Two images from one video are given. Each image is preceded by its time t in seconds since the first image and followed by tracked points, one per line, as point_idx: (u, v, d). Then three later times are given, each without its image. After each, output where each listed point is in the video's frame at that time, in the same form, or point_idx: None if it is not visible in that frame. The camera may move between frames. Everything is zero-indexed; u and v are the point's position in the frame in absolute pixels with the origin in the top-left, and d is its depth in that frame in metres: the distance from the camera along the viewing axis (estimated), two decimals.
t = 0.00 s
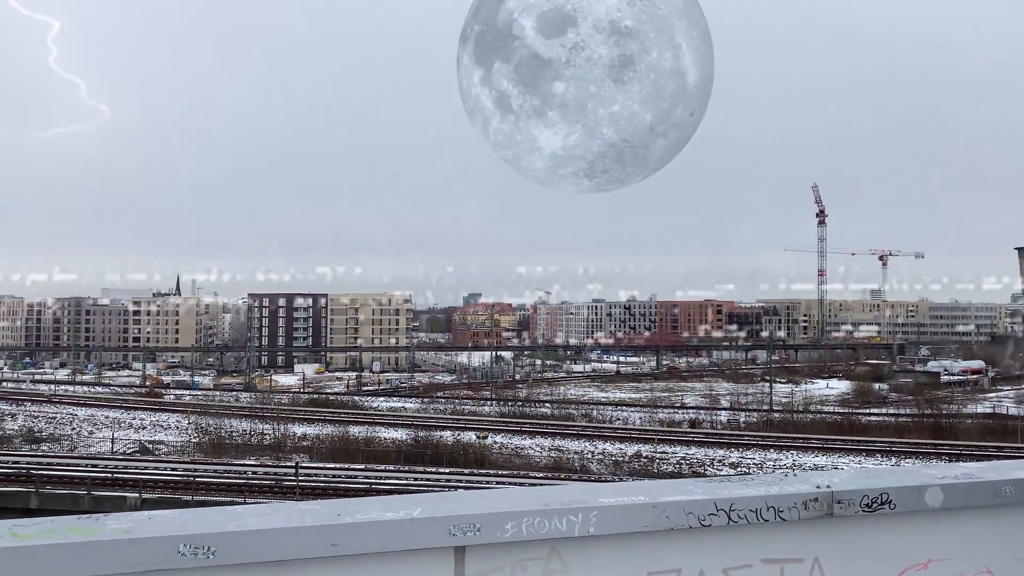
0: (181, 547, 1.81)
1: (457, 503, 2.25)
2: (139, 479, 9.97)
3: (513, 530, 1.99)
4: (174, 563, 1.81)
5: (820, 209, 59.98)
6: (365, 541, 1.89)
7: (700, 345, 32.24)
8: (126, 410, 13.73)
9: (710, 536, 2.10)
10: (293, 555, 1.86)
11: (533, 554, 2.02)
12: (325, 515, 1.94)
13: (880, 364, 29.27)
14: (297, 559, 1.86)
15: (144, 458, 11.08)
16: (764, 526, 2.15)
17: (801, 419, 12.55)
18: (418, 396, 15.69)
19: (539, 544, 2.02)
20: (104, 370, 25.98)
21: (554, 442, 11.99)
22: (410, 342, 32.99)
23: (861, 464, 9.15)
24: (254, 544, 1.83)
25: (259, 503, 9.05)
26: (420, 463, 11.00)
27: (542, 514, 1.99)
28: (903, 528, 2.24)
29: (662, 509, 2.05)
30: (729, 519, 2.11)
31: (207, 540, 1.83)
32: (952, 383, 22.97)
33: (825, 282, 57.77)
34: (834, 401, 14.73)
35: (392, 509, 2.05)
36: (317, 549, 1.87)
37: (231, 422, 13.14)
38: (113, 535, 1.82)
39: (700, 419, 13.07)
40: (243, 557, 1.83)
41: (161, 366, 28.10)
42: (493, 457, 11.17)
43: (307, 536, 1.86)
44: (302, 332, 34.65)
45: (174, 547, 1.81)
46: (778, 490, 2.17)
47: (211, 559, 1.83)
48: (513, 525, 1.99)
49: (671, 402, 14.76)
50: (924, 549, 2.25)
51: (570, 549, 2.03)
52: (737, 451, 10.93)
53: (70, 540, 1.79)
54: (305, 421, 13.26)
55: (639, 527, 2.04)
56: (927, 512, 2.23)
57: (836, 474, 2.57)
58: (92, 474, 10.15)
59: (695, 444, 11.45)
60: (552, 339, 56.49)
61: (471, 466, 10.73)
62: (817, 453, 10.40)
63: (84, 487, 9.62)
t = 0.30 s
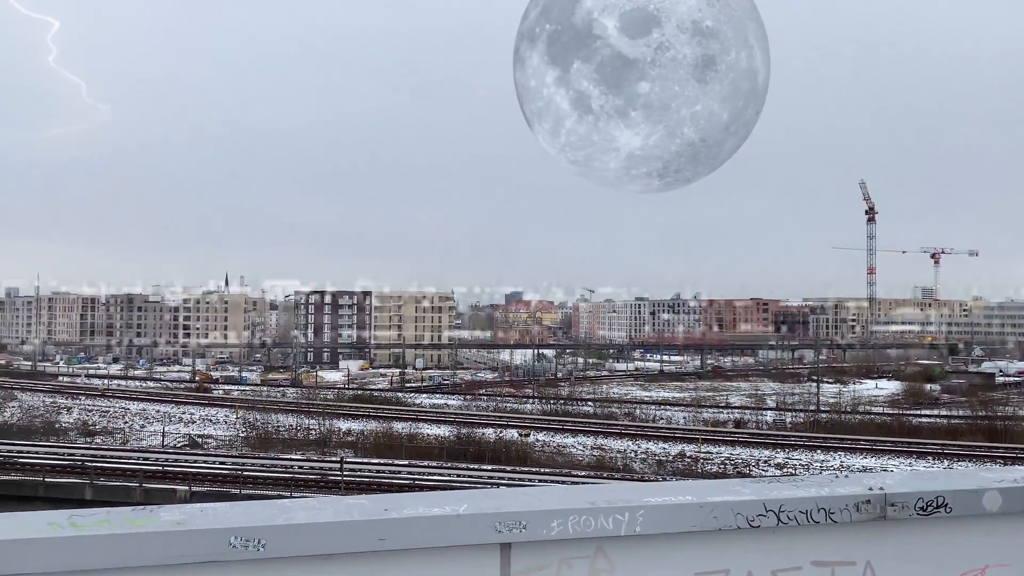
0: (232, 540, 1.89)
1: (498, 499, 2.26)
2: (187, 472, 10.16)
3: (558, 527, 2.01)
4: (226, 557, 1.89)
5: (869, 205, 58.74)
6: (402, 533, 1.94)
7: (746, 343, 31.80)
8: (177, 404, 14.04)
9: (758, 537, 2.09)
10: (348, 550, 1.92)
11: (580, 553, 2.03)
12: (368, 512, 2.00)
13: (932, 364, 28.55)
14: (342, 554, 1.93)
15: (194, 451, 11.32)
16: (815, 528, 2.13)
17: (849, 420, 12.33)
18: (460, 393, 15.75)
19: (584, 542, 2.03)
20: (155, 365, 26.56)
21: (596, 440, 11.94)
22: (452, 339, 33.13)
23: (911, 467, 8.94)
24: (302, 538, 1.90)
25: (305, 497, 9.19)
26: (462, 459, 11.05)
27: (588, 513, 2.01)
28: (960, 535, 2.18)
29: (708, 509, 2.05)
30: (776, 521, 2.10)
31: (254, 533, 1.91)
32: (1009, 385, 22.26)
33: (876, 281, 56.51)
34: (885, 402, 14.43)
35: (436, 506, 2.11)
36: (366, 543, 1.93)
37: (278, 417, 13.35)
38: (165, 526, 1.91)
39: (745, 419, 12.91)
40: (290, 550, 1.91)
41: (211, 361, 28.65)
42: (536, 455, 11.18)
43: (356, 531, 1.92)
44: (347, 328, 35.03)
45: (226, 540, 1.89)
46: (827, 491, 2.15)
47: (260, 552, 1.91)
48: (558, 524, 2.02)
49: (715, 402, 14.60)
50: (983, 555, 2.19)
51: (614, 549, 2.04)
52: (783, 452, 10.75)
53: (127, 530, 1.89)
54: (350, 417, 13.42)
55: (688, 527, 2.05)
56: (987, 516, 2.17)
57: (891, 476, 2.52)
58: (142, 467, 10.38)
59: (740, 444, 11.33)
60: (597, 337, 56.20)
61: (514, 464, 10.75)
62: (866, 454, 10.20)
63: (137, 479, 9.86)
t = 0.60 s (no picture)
0: (289, 533, 1.79)
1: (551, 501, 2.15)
2: (245, 467, 10.39)
3: (614, 528, 1.89)
4: (284, 550, 1.80)
5: (931, 201, 57.12)
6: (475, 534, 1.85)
7: (802, 343, 31.24)
8: (235, 400, 14.37)
9: (819, 546, 1.96)
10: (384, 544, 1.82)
11: (634, 554, 1.89)
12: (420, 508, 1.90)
13: (998, 367, 27.61)
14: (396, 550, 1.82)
15: (250, 446, 11.53)
16: (879, 533, 2.00)
17: (909, 423, 12.01)
18: (512, 391, 15.80)
19: (642, 544, 1.90)
20: (215, 361, 27.24)
21: (648, 441, 11.85)
22: (503, 337, 33.27)
23: (975, 472, 8.68)
24: (355, 531, 1.80)
25: (357, 493, 9.30)
26: (513, 457, 11.08)
27: (645, 512, 1.88)
28: None
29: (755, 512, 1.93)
30: (835, 525, 1.97)
31: (313, 527, 1.81)
32: None
33: (939, 280, 54.85)
34: (948, 405, 14.01)
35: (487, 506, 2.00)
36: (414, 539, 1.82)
37: (332, 413, 13.56)
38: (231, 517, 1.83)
39: (801, 421, 12.69)
40: (348, 541, 1.80)
41: (268, 358, 29.24)
42: (587, 455, 11.13)
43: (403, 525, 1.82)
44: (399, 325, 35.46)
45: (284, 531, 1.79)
46: (887, 496, 2.03)
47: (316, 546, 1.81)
48: (613, 524, 1.89)
49: (771, 403, 14.34)
50: None
51: (674, 552, 1.90)
52: (840, 455, 10.53)
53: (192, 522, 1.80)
54: (402, 413, 13.55)
55: (734, 531, 1.92)
56: None
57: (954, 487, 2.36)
58: (201, 461, 10.65)
59: (796, 446, 11.11)
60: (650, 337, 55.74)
61: (563, 463, 10.72)
62: (927, 458, 9.93)
63: (196, 473, 10.12)
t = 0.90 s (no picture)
0: (335, 529, 1.47)
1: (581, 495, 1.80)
2: (291, 464, 10.54)
3: (659, 529, 1.54)
4: (328, 546, 1.46)
5: (985, 199, 55.68)
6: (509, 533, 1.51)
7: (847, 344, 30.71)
8: (280, 398, 14.57)
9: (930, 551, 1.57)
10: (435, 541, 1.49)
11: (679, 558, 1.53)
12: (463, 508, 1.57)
13: None
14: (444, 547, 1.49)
15: (294, 444, 11.69)
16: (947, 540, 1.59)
17: (961, 427, 11.72)
18: (553, 391, 15.79)
19: (688, 544, 1.54)
20: (260, 360, 27.73)
21: (692, 443, 11.74)
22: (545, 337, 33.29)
23: None
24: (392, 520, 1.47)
25: (399, 491, 9.37)
26: (554, 458, 11.05)
27: (690, 513, 1.54)
28: None
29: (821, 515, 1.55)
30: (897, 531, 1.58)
31: (361, 521, 1.48)
32: None
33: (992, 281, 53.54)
34: (1001, 409, 13.63)
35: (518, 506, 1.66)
36: (465, 536, 1.48)
37: (374, 412, 13.67)
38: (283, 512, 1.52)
39: (848, 424, 12.45)
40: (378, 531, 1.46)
41: (312, 357, 29.67)
42: (629, 457, 11.04)
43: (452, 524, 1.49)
44: (440, 326, 35.79)
45: (322, 528, 1.47)
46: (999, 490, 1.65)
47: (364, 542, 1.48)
48: (657, 526, 1.55)
49: (817, 406, 14.08)
50: None
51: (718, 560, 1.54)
52: (889, 459, 10.33)
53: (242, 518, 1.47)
54: (445, 413, 13.62)
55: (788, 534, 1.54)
56: None
57: None
58: (248, 458, 10.82)
59: (842, 451, 10.91)
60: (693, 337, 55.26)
61: (605, 465, 10.67)
62: (980, 464, 9.69)
63: (242, 470, 10.29)
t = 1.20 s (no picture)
0: (402, 528, 1.49)
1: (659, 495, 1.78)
2: (348, 462, 10.69)
3: (724, 537, 1.51)
4: (397, 547, 1.49)
5: None
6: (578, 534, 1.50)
7: (912, 349, 29.69)
8: (338, 397, 14.81)
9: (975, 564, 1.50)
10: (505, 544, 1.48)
11: (739, 566, 1.51)
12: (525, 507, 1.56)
13: None
14: (477, 548, 1.49)
15: (351, 443, 11.85)
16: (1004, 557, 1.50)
17: None
18: (607, 394, 15.70)
19: (752, 554, 1.51)
20: (317, 360, 28.13)
21: (749, 448, 11.59)
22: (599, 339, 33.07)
23: None
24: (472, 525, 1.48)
25: (454, 491, 9.43)
26: (609, 461, 11.02)
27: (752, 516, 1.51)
28: None
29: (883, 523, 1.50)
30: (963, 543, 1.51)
31: (426, 522, 1.50)
32: None
33: None
34: None
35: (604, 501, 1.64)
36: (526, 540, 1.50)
37: (429, 412, 13.79)
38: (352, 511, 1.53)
39: (913, 431, 12.13)
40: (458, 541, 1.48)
41: (368, 357, 29.96)
42: (686, 461, 10.96)
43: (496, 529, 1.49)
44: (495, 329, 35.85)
45: (394, 526, 1.49)
46: None
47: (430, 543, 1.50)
48: (723, 530, 1.51)
49: (879, 412, 13.76)
50: None
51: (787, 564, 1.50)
52: (955, 467, 10.03)
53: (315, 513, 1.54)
54: (499, 415, 13.66)
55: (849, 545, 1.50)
56: None
57: None
58: (307, 456, 11.02)
59: (906, 457, 10.64)
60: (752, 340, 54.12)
61: (661, 469, 10.61)
62: None
63: (301, 467, 10.45)
